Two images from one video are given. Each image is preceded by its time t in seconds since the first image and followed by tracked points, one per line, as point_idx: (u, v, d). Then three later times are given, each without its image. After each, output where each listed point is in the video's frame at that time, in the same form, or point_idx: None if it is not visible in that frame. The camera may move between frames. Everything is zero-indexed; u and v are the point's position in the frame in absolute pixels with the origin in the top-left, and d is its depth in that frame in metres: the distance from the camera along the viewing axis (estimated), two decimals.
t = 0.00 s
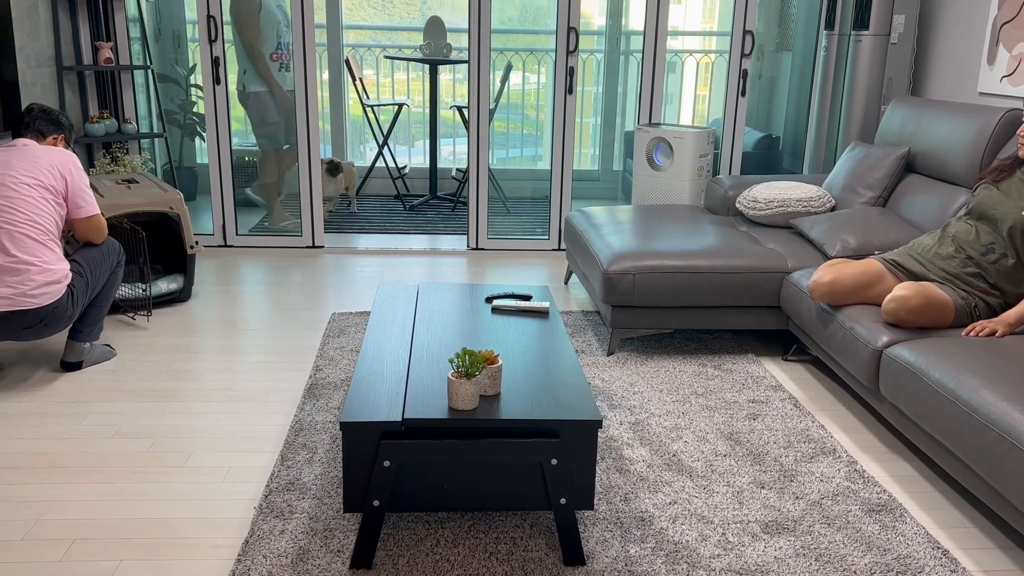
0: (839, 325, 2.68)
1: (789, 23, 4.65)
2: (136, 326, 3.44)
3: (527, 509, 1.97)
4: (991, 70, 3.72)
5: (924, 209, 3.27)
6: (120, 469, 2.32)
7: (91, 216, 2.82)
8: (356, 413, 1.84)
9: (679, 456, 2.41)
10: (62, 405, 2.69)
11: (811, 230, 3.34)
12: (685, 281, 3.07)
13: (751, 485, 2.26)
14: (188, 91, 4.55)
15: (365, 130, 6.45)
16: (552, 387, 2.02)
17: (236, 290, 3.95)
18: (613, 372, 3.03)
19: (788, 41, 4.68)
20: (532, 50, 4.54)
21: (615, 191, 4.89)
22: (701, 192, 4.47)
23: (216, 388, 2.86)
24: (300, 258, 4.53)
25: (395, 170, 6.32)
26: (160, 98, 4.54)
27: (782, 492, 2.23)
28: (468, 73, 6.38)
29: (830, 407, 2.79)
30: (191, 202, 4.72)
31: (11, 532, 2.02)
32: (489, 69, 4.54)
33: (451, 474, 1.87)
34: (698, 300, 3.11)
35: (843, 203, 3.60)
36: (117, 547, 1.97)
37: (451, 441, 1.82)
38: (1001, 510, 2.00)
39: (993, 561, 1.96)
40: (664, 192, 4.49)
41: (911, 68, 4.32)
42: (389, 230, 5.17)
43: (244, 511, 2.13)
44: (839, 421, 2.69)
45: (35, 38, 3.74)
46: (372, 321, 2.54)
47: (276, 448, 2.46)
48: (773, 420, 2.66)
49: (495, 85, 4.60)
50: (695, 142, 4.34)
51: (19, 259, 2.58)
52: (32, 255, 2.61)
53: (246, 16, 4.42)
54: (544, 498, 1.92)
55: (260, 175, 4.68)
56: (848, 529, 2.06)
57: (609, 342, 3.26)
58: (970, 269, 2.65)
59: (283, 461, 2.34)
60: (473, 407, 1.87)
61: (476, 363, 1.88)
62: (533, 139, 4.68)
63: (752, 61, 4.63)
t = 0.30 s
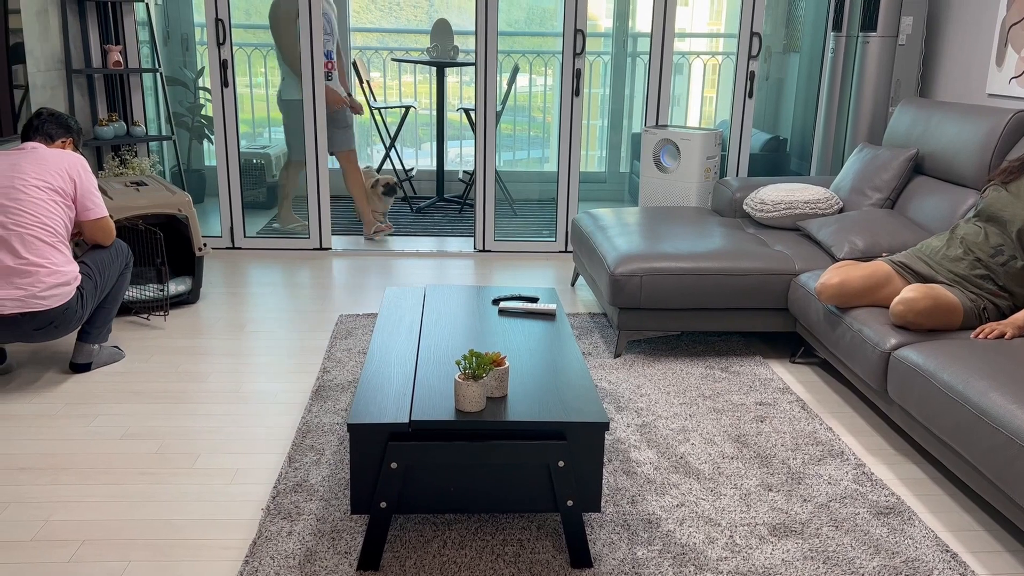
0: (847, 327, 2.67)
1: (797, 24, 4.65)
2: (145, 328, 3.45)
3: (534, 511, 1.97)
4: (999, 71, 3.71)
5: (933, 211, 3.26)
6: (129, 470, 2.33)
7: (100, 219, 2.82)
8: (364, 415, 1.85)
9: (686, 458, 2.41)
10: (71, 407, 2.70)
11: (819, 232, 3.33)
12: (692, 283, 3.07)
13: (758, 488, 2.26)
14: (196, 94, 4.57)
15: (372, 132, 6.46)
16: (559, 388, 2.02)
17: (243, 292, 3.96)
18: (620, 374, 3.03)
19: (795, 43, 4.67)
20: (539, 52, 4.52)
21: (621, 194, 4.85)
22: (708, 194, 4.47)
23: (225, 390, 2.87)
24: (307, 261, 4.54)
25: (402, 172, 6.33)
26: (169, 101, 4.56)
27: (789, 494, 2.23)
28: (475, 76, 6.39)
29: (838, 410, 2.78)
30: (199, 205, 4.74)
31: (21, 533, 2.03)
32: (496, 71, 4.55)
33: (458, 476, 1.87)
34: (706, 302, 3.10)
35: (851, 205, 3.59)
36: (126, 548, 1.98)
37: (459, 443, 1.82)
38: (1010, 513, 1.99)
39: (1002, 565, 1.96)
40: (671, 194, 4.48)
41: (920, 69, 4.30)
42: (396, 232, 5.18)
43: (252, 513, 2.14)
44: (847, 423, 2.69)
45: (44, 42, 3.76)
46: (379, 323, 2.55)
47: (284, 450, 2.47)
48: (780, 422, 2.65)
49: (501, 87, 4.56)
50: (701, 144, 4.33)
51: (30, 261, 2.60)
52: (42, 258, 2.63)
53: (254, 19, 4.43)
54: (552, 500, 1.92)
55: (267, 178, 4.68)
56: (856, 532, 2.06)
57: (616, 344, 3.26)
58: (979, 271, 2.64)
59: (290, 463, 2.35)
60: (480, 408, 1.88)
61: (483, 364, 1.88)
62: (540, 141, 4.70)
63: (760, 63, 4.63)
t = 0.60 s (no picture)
0: (856, 328, 2.66)
1: (805, 25, 4.64)
2: (155, 329, 3.47)
3: (542, 512, 1.97)
4: (1009, 71, 3.69)
5: (943, 212, 3.25)
6: (139, 470, 2.35)
7: (110, 220, 2.84)
8: (372, 415, 1.85)
9: (695, 460, 2.40)
10: (82, 407, 2.72)
11: (828, 232, 3.33)
12: (700, 284, 3.07)
13: (767, 489, 2.25)
14: (205, 96, 4.59)
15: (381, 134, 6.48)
16: (567, 389, 2.03)
17: (253, 293, 3.98)
18: (627, 375, 3.02)
19: (803, 43, 4.66)
20: (547, 54, 4.54)
21: (630, 195, 4.87)
22: (717, 195, 4.46)
23: (234, 390, 2.89)
24: (316, 262, 4.56)
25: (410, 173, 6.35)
26: (179, 103, 4.58)
27: (798, 496, 2.22)
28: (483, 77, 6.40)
29: (847, 411, 2.77)
30: (209, 206, 4.76)
31: (32, 532, 2.04)
32: (504, 73, 4.56)
33: (467, 477, 1.88)
34: (715, 303, 3.10)
35: (860, 206, 3.58)
36: (136, 547, 1.99)
37: (468, 444, 1.83)
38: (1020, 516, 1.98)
39: (1013, 568, 1.95)
40: (679, 195, 4.48)
41: (930, 69, 4.28)
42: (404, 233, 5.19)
43: (262, 513, 2.15)
44: (856, 425, 2.68)
45: (56, 45, 3.79)
46: (388, 323, 2.56)
47: (293, 450, 2.48)
48: (789, 424, 2.65)
49: (509, 88, 4.60)
50: (710, 145, 4.33)
51: (42, 263, 2.62)
52: (54, 259, 2.65)
53: (263, 21, 4.42)
54: (560, 501, 1.92)
55: (276, 179, 4.70)
56: (865, 534, 2.05)
57: (624, 345, 3.26)
58: (989, 272, 2.63)
59: (300, 463, 2.36)
60: (488, 410, 1.88)
61: (492, 365, 1.88)
62: (548, 142, 4.69)
63: (768, 63, 4.61)
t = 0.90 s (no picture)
0: (868, 329, 2.65)
1: (817, 25, 4.62)
2: (166, 329, 3.49)
3: (553, 513, 1.97)
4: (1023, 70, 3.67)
5: (955, 212, 3.23)
6: (151, 470, 2.36)
7: (121, 223, 2.84)
8: (383, 416, 1.86)
9: (706, 461, 2.40)
10: (94, 407, 2.74)
11: (840, 233, 3.31)
12: (711, 285, 3.06)
13: (779, 491, 2.24)
14: (217, 98, 4.61)
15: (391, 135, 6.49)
16: (578, 390, 2.03)
17: (264, 294, 4.00)
18: (638, 376, 3.02)
19: (815, 43, 4.65)
20: (557, 54, 4.53)
21: (640, 195, 4.88)
22: (728, 196, 4.45)
23: (246, 390, 2.90)
24: (326, 263, 4.58)
25: (420, 174, 6.36)
26: (190, 105, 4.60)
27: (809, 497, 2.21)
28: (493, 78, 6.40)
29: (858, 413, 2.76)
30: (220, 207, 4.78)
31: (45, 532, 2.06)
32: (514, 73, 4.56)
33: (477, 477, 1.88)
34: (725, 304, 3.09)
35: (872, 206, 3.56)
36: (148, 547, 2.00)
37: (478, 445, 1.83)
38: None
39: None
40: (689, 195, 4.47)
41: (942, 69, 4.26)
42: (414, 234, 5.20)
43: (273, 512, 2.16)
44: (867, 426, 2.66)
45: (69, 47, 3.83)
46: (398, 324, 2.56)
47: (304, 450, 2.49)
48: (800, 425, 2.64)
49: (520, 89, 4.60)
50: (721, 145, 4.32)
51: (58, 265, 2.64)
52: (70, 261, 2.67)
53: (274, 23, 4.44)
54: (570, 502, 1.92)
55: (287, 181, 4.72)
56: (878, 536, 2.04)
57: (635, 346, 3.25)
58: (1002, 272, 2.62)
59: (311, 463, 2.36)
60: (498, 410, 1.88)
61: (501, 366, 1.88)
62: (558, 142, 4.69)
63: (779, 63, 4.60)
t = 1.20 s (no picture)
0: (881, 328, 2.64)
1: (829, 23, 4.60)
2: (180, 329, 3.51)
3: (564, 512, 1.97)
4: None
5: (970, 210, 3.21)
6: (165, 468, 2.38)
7: (134, 221, 2.86)
8: (395, 415, 1.86)
9: (718, 460, 2.39)
10: (109, 406, 2.76)
11: (853, 232, 3.29)
12: (723, 284, 3.05)
13: (791, 490, 2.24)
14: (230, 98, 4.61)
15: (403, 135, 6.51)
16: (589, 389, 2.03)
17: (277, 294, 4.01)
18: (650, 375, 3.01)
19: (828, 41, 4.62)
20: (569, 53, 4.52)
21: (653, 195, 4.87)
22: (740, 195, 4.43)
23: (259, 389, 2.92)
24: (338, 262, 4.59)
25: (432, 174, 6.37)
26: (203, 106, 4.61)
27: (822, 497, 2.20)
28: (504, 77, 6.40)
29: (872, 412, 2.75)
30: (233, 208, 4.80)
31: (60, 529, 2.07)
32: (525, 73, 4.56)
33: (488, 476, 1.88)
34: (737, 303, 3.08)
35: (885, 205, 3.54)
36: (162, 544, 2.01)
37: (490, 444, 1.83)
38: None
39: None
40: (701, 194, 4.46)
41: (956, 66, 4.24)
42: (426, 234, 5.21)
43: (285, 511, 2.17)
44: (881, 425, 2.65)
45: (84, 49, 3.86)
46: (410, 323, 2.56)
47: (316, 449, 2.50)
48: (813, 424, 2.63)
49: (531, 88, 4.60)
50: (733, 143, 4.30)
51: (74, 264, 2.66)
52: (86, 260, 2.69)
53: (286, 23, 4.47)
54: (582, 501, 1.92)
55: (299, 181, 4.74)
56: (891, 535, 2.03)
57: (646, 345, 3.25)
58: (1017, 271, 2.62)
59: (323, 462, 2.37)
60: (510, 409, 1.88)
61: (513, 365, 1.89)
62: (569, 142, 4.69)
63: (792, 61, 4.57)
